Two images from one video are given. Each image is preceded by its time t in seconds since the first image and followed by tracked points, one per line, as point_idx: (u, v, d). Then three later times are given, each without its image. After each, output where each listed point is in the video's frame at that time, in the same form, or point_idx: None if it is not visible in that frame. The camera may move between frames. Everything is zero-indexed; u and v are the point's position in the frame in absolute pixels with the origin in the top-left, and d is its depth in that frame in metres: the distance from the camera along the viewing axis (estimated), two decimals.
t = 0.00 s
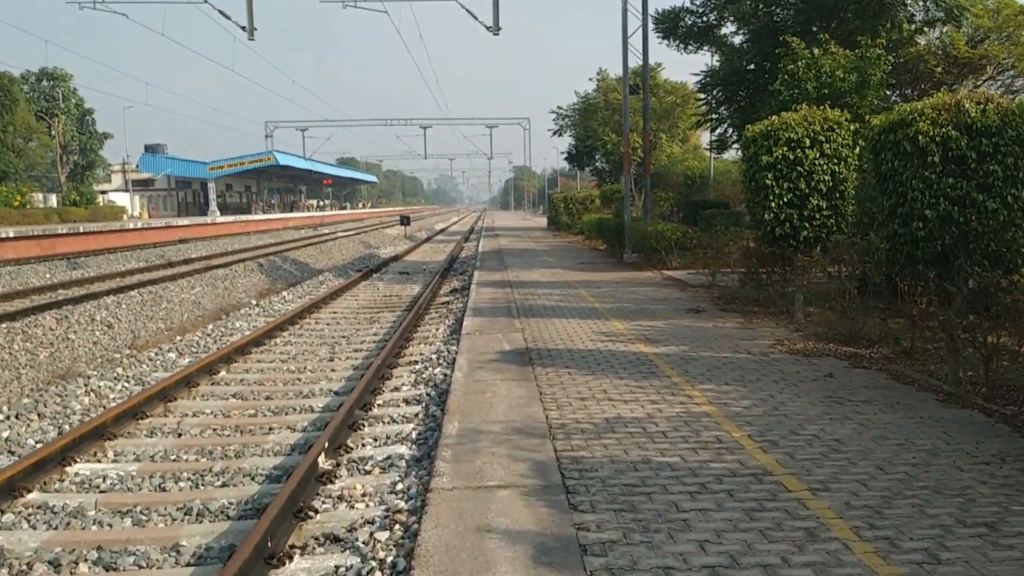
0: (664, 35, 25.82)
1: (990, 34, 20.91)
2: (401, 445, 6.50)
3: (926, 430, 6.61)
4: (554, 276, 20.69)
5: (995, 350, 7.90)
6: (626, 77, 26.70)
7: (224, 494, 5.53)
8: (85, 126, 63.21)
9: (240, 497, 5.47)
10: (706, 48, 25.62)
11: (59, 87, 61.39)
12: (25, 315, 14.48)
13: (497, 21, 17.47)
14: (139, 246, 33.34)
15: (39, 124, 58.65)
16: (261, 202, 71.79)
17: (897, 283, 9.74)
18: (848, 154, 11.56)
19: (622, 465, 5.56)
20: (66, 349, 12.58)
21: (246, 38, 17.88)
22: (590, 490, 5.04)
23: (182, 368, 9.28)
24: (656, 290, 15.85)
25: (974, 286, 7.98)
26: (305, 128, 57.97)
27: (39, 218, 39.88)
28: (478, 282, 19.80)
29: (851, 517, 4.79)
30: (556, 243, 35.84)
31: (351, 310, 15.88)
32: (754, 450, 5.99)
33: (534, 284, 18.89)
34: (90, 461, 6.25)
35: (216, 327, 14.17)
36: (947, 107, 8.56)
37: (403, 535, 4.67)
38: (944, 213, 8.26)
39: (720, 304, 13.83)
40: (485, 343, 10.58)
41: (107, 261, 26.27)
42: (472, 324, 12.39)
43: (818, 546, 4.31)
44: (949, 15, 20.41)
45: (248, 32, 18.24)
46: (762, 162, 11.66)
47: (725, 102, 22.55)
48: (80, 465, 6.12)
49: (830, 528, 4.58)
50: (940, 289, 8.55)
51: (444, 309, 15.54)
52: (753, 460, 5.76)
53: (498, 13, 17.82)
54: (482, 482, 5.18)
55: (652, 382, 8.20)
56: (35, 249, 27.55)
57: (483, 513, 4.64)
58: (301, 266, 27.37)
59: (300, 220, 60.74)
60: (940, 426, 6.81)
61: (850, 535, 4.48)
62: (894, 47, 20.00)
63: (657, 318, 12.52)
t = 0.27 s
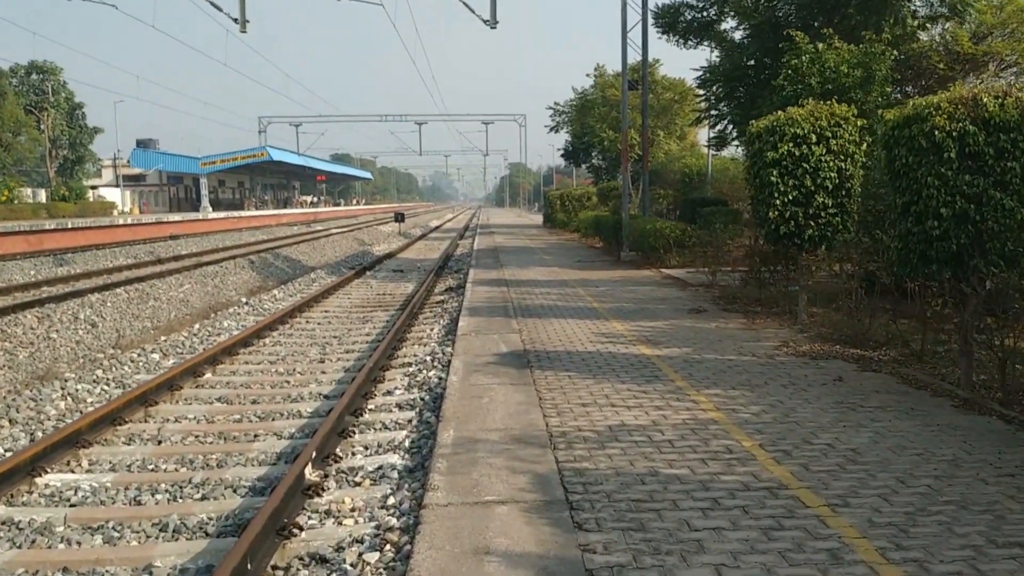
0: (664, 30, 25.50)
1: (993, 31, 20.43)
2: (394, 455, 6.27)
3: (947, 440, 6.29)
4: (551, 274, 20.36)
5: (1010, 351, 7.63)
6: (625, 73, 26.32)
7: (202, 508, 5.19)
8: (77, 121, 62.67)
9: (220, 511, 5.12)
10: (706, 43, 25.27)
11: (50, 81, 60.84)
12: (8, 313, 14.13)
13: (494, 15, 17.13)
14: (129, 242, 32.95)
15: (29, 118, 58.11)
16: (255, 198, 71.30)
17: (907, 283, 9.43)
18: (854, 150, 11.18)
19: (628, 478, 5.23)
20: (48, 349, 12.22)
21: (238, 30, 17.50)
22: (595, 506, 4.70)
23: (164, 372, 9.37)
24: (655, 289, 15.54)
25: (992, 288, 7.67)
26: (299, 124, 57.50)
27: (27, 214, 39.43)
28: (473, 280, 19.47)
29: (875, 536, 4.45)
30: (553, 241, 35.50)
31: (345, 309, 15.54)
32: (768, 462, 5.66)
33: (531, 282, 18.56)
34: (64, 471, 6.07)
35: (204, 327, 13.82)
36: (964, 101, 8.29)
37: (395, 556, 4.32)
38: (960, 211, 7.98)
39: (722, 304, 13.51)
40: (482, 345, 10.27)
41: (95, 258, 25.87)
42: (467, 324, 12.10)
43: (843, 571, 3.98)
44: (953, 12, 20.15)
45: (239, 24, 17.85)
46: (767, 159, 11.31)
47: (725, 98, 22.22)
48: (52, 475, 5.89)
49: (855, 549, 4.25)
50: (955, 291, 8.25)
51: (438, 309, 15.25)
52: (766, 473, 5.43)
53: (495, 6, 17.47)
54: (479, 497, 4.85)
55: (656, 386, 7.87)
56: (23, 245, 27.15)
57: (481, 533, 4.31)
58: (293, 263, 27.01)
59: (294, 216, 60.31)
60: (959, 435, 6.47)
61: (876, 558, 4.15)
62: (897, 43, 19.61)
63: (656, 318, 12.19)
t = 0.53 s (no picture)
0: (664, 26, 25.18)
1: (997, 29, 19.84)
2: (389, 467, 6.07)
3: (975, 449, 5.94)
4: (549, 273, 20.00)
5: None
6: (625, 69, 25.93)
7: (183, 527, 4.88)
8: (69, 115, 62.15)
9: (202, 532, 4.80)
10: (706, 40, 24.93)
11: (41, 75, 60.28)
12: None
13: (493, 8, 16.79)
14: (119, 238, 32.56)
15: (19, 112, 57.61)
16: (248, 194, 70.80)
17: (922, 284, 9.11)
18: (863, 148, 10.72)
19: (641, 495, 4.88)
20: (31, 350, 11.84)
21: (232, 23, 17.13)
22: (608, 529, 4.36)
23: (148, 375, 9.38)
24: (656, 289, 15.20)
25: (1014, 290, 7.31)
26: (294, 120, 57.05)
27: (15, 207, 39.01)
28: (470, 279, 19.09)
29: (912, 562, 4.10)
30: (550, 238, 35.12)
31: (339, 309, 15.15)
32: (789, 476, 5.29)
33: (529, 281, 18.19)
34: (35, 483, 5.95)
35: (192, 326, 13.43)
36: (986, 97, 7.87)
37: None
38: (981, 211, 7.58)
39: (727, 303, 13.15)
40: (482, 347, 9.88)
41: (84, 254, 25.45)
42: (465, 325, 11.76)
43: None
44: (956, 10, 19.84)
45: (233, 17, 17.48)
46: (774, 156, 10.87)
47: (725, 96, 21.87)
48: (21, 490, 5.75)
49: None
50: (976, 292, 7.92)
51: (434, 308, 14.91)
52: (787, 489, 5.06)
53: None
54: (482, 518, 4.50)
55: (663, 391, 7.52)
56: (9, 241, 26.73)
57: (486, 561, 3.95)
58: (287, 260, 26.61)
59: (288, 213, 59.83)
60: (986, 447, 6.09)
61: None
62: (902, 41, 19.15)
63: (659, 318, 11.85)
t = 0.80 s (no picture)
0: (667, 21, 24.75)
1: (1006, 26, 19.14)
2: (387, 481, 5.87)
3: (1011, 457, 5.55)
4: (552, 271, 19.66)
5: None
6: (629, 64, 25.49)
7: (162, 548, 4.98)
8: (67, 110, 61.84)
9: (184, 552, 4.89)
10: (711, 35, 24.53)
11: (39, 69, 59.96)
12: None
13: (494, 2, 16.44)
14: (117, 234, 32.30)
15: (17, 107, 57.34)
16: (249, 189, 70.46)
17: (941, 287, 8.78)
18: (877, 146, 10.31)
19: (657, 516, 4.54)
20: (20, 350, 11.56)
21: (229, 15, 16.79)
22: (625, 554, 4.03)
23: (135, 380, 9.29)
24: (665, 288, 14.83)
25: None
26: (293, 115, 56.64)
27: (12, 203, 38.75)
28: (471, 277, 18.75)
29: None
30: (552, 235, 34.75)
31: (338, 308, 14.81)
32: (813, 490, 4.91)
33: (531, 279, 17.85)
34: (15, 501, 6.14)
35: (186, 325, 13.10)
36: (1011, 92, 7.48)
37: None
38: (1008, 211, 7.17)
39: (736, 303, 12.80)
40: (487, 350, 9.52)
41: (79, 250, 25.14)
42: (466, 326, 11.43)
43: None
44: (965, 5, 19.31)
45: (229, 9, 17.14)
46: (785, 153, 10.47)
47: (731, 92, 21.45)
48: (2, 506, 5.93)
49: None
50: (1001, 296, 7.61)
51: (435, 307, 14.59)
52: (813, 506, 4.66)
53: None
54: (488, 540, 4.21)
55: (675, 398, 7.17)
56: (3, 237, 26.45)
57: None
58: (285, 257, 26.27)
59: (288, 208, 59.43)
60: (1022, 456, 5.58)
61: None
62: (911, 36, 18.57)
63: (667, 319, 11.50)
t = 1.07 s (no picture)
0: (674, 15, 24.32)
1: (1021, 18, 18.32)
2: (388, 493, 5.57)
3: None
4: (558, 269, 19.30)
5: None
6: (636, 58, 25.08)
7: (149, 566, 4.80)
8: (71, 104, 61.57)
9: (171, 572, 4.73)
10: (718, 29, 24.12)
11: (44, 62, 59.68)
12: None
13: None
14: (121, 228, 32.09)
15: (22, 101, 57.20)
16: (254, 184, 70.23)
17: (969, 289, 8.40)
18: (895, 141, 9.87)
19: (678, 539, 4.21)
20: (16, 347, 11.29)
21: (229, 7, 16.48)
22: None
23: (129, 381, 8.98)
24: (677, 287, 14.44)
25: None
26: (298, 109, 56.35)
27: (16, 197, 38.60)
28: (476, 274, 18.41)
29: None
30: (558, 232, 34.38)
31: (340, 305, 14.46)
32: (844, 511, 4.56)
33: (537, 277, 17.52)
34: None
35: (184, 323, 12.77)
36: None
37: None
38: None
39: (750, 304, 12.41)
40: (493, 352, 9.15)
41: (81, 244, 24.84)
42: (471, 326, 11.07)
43: None
44: None
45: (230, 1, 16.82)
46: (798, 148, 10.02)
47: (738, 87, 21.02)
48: None
49: None
50: None
51: (442, 305, 14.23)
52: (847, 529, 4.31)
53: None
54: (496, 566, 3.90)
55: (691, 404, 6.84)
56: (7, 231, 26.19)
57: None
58: (289, 253, 25.99)
59: (292, 203, 59.16)
60: None
61: None
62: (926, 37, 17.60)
63: (680, 320, 11.11)
